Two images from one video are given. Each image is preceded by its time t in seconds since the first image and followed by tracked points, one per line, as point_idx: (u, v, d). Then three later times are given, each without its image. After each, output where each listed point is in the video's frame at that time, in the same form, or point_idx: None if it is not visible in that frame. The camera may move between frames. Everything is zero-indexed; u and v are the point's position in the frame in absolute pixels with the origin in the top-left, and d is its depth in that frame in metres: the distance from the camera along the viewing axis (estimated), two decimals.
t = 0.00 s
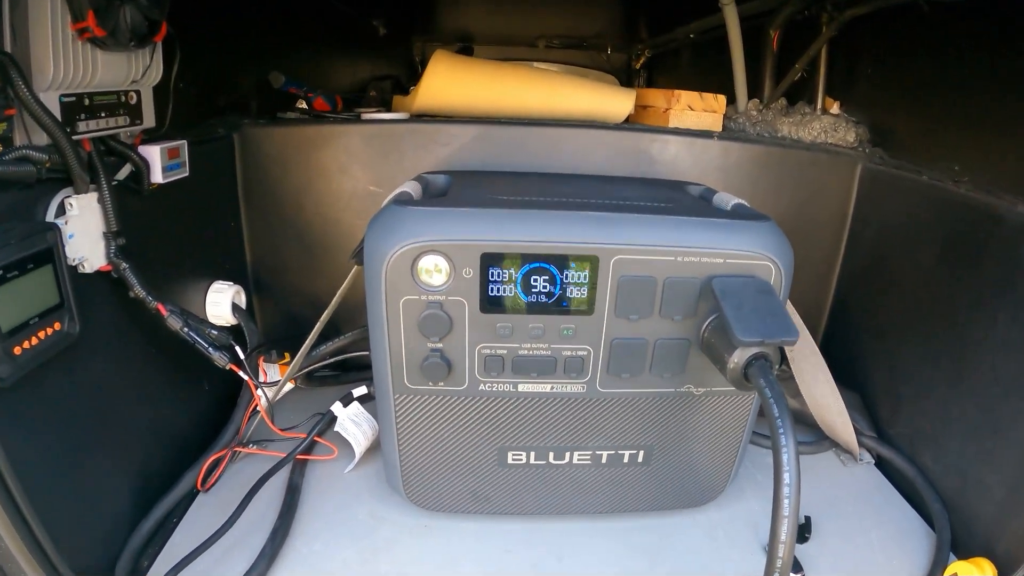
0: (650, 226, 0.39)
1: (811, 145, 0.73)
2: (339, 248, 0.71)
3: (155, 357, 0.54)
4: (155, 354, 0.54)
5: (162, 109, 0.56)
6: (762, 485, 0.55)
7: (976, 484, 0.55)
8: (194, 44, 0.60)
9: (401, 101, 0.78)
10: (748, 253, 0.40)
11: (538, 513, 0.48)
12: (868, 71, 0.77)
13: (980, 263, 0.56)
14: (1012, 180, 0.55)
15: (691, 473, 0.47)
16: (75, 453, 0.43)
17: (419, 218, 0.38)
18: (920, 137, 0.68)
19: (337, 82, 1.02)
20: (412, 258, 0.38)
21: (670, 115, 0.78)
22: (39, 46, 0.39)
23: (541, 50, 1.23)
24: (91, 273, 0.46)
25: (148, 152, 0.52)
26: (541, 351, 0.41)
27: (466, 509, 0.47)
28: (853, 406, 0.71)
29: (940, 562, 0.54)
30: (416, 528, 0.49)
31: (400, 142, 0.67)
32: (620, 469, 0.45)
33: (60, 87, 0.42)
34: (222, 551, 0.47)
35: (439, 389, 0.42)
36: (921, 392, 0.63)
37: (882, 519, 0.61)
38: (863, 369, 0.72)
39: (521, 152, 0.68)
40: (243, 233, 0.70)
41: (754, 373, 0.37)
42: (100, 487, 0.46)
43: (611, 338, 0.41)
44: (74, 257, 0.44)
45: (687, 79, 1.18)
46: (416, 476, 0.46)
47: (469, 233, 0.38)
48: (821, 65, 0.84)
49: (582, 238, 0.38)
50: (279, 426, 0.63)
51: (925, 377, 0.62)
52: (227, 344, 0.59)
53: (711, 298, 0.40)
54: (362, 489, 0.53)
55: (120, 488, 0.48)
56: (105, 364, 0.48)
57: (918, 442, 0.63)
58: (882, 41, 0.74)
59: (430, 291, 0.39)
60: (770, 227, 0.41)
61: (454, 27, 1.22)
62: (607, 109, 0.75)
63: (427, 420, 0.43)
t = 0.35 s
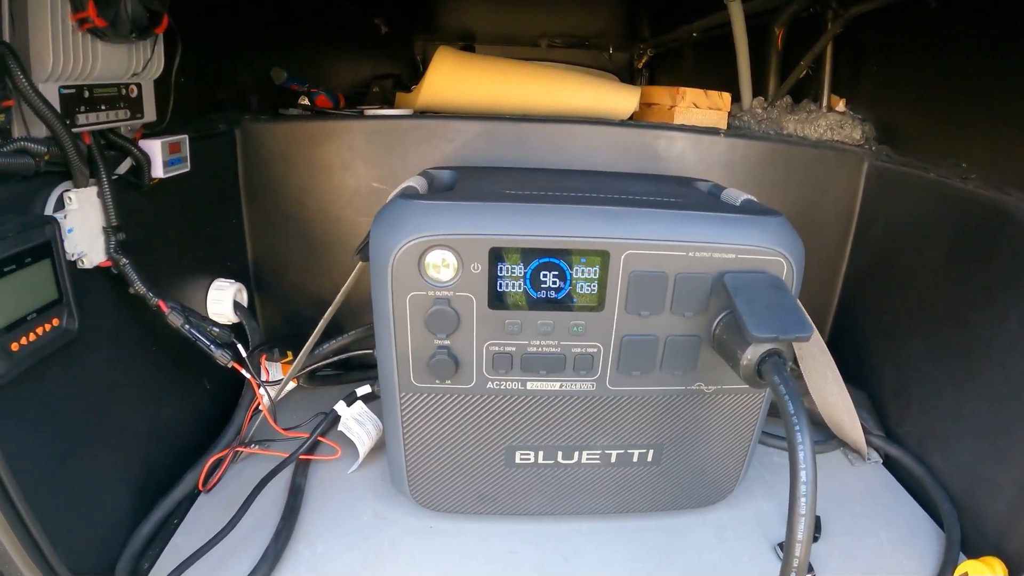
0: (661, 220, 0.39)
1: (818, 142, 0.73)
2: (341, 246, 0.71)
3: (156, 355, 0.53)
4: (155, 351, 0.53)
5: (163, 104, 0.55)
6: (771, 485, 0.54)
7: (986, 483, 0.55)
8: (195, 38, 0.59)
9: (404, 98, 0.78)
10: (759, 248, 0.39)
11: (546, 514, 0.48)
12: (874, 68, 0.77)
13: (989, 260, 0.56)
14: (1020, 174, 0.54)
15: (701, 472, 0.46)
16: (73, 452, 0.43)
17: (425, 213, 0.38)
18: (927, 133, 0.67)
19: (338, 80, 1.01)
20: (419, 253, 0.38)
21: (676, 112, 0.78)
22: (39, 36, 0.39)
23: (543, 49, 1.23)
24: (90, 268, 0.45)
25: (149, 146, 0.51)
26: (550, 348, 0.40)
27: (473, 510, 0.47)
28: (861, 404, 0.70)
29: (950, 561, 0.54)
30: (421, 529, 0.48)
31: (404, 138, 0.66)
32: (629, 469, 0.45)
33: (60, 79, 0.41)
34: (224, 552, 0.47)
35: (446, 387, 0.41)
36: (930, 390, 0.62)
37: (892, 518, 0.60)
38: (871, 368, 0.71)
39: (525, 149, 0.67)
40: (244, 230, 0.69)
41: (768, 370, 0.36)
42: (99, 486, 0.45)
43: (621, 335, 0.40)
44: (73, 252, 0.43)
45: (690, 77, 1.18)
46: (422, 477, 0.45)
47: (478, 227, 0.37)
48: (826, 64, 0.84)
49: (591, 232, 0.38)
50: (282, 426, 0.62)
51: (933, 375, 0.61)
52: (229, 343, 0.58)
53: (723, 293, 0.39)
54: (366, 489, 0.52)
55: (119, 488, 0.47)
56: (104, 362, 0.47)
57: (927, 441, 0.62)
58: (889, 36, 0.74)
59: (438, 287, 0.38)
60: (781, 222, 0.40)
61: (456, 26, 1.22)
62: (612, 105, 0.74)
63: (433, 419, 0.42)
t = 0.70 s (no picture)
0: (674, 223, 0.38)
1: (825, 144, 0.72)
2: (345, 248, 0.70)
3: (159, 358, 0.53)
4: (159, 354, 0.53)
5: (167, 104, 0.55)
6: (780, 488, 0.53)
7: (995, 485, 0.54)
8: (199, 39, 0.59)
9: (409, 99, 0.77)
10: (773, 251, 0.39)
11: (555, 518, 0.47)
12: (881, 69, 0.76)
13: (997, 262, 0.55)
14: None
15: (712, 476, 0.46)
16: (76, 457, 0.42)
17: (436, 215, 0.37)
18: (935, 134, 0.67)
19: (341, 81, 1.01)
20: (430, 256, 0.37)
21: (681, 114, 0.77)
22: (41, 33, 0.38)
23: (545, 50, 1.22)
24: (93, 270, 0.45)
25: (153, 146, 0.51)
26: (561, 352, 0.40)
27: (482, 514, 0.46)
28: (868, 407, 0.70)
29: (959, 565, 0.53)
30: (429, 533, 0.48)
31: (409, 139, 0.66)
32: (640, 473, 0.44)
33: (63, 77, 0.41)
34: (230, 557, 0.46)
35: (456, 391, 0.41)
36: (938, 393, 0.62)
37: (900, 521, 0.60)
38: (878, 370, 0.71)
39: (531, 150, 0.67)
40: (248, 232, 0.69)
41: (782, 374, 0.36)
42: (103, 491, 0.45)
43: (633, 339, 0.40)
44: (76, 254, 0.42)
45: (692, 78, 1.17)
46: (431, 481, 0.44)
47: (489, 230, 0.37)
48: (833, 66, 0.83)
49: (603, 235, 0.37)
50: (287, 429, 0.62)
51: (941, 378, 0.61)
52: (234, 346, 0.57)
53: (735, 297, 0.39)
54: (373, 493, 0.52)
55: (123, 492, 0.47)
56: (108, 365, 0.46)
57: (935, 444, 0.62)
58: (895, 37, 0.73)
59: (448, 290, 0.38)
60: (793, 224, 0.40)
61: (458, 27, 1.22)
62: (618, 107, 0.74)
63: (443, 424, 0.42)
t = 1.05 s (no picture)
0: (673, 229, 0.38)
1: (825, 147, 0.72)
2: (345, 251, 0.70)
3: (159, 363, 0.53)
4: (159, 359, 0.53)
5: (167, 109, 0.55)
6: (779, 492, 0.53)
7: (994, 489, 0.54)
8: (199, 43, 0.59)
9: (409, 103, 0.77)
10: (772, 257, 0.39)
11: (555, 522, 0.47)
12: (881, 72, 0.76)
13: (998, 266, 0.55)
14: None
15: (711, 480, 0.46)
16: (76, 462, 0.42)
17: (435, 221, 0.37)
18: (935, 138, 0.67)
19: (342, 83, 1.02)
20: (429, 262, 0.37)
21: (681, 117, 0.77)
22: (40, 39, 0.38)
23: (545, 52, 1.23)
24: (93, 275, 0.44)
25: (153, 151, 0.51)
26: (561, 357, 0.40)
27: (481, 519, 0.46)
28: (867, 410, 0.70)
29: (959, 568, 0.53)
30: (428, 537, 0.48)
31: (409, 143, 0.66)
32: (640, 477, 0.44)
33: (62, 83, 0.41)
34: (230, 562, 0.46)
35: (456, 396, 0.41)
36: (937, 396, 0.62)
37: (900, 525, 0.60)
38: (877, 373, 0.71)
39: (530, 153, 0.67)
40: (248, 235, 0.69)
41: (782, 380, 0.36)
42: (103, 496, 0.45)
43: (633, 345, 0.40)
44: (75, 260, 0.42)
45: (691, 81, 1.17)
46: (430, 486, 0.45)
47: (488, 236, 0.37)
48: (833, 67, 0.84)
49: (603, 241, 0.37)
50: (287, 434, 0.62)
51: (941, 381, 0.61)
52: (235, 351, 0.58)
53: (735, 302, 0.39)
54: (373, 498, 0.52)
55: (123, 497, 0.47)
56: (108, 370, 0.46)
57: (934, 447, 0.62)
58: (895, 41, 0.73)
59: (448, 296, 0.38)
60: (793, 230, 0.40)
61: (458, 29, 1.22)
62: (618, 110, 0.74)
63: (442, 429, 0.42)
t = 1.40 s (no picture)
0: (669, 236, 0.39)
1: (821, 153, 0.73)
2: (347, 255, 0.71)
3: (165, 366, 0.54)
4: (164, 362, 0.54)
5: (172, 116, 0.56)
6: (774, 494, 0.54)
7: (986, 491, 0.55)
8: (203, 50, 0.60)
9: (410, 108, 0.78)
10: (766, 264, 0.40)
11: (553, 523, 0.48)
12: (877, 78, 0.77)
13: (991, 272, 0.56)
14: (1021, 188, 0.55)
15: (706, 481, 0.47)
16: (84, 464, 0.43)
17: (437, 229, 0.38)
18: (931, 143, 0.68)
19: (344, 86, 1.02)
20: (430, 270, 0.38)
21: (679, 121, 0.78)
22: (48, 50, 0.39)
23: (545, 54, 1.24)
24: (101, 281, 0.45)
25: (158, 159, 0.52)
26: (559, 362, 0.41)
27: (480, 519, 0.47)
28: (862, 412, 0.71)
29: (951, 569, 0.54)
30: (429, 537, 0.49)
31: (410, 149, 0.67)
32: (636, 479, 0.45)
33: (70, 93, 0.42)
34: (234, 561, 0.47)
35: (456, 400, 0.42)
36: (931, 400, 0.62)
37: (893, 526, 0.60)
38: (873, 375, 0.72)
39: (530, 159, 0.68)
40: (251, 239, 0.70)
41: (773, 385, 0.37)
42: (110, 497, 0.45)
43: (629, 350, 0.41)
44: (83, 266, 0.43)
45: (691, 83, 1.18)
46: (431, 486, 0.45)
47: (488, 244, 0.38)
48: (831, 72, 0.85)
49: (599, 249, 0.38)
50: (290, 435, 0.63)
51: (935, 385, 0.62)
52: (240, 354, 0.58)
53: (729, 308, 0.40)
54: (374, 498, 0.53)
55: (129, 497, 0.48)
56: (115, 373, 0.47)
57: (928, 450, 0.63)
58: (892, 47, 0.74)
59: (449, 303, 0.39)
60: (786, 237, 0.41)
61: (459, 32, 1.22)
62: (617, 115, 0.75)
63: (443, 431, 0.43)
